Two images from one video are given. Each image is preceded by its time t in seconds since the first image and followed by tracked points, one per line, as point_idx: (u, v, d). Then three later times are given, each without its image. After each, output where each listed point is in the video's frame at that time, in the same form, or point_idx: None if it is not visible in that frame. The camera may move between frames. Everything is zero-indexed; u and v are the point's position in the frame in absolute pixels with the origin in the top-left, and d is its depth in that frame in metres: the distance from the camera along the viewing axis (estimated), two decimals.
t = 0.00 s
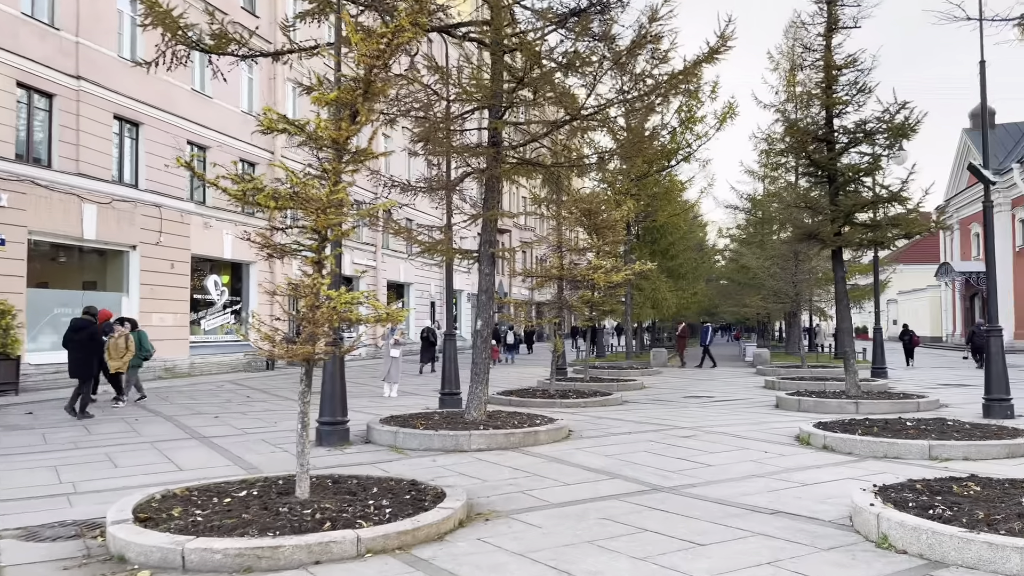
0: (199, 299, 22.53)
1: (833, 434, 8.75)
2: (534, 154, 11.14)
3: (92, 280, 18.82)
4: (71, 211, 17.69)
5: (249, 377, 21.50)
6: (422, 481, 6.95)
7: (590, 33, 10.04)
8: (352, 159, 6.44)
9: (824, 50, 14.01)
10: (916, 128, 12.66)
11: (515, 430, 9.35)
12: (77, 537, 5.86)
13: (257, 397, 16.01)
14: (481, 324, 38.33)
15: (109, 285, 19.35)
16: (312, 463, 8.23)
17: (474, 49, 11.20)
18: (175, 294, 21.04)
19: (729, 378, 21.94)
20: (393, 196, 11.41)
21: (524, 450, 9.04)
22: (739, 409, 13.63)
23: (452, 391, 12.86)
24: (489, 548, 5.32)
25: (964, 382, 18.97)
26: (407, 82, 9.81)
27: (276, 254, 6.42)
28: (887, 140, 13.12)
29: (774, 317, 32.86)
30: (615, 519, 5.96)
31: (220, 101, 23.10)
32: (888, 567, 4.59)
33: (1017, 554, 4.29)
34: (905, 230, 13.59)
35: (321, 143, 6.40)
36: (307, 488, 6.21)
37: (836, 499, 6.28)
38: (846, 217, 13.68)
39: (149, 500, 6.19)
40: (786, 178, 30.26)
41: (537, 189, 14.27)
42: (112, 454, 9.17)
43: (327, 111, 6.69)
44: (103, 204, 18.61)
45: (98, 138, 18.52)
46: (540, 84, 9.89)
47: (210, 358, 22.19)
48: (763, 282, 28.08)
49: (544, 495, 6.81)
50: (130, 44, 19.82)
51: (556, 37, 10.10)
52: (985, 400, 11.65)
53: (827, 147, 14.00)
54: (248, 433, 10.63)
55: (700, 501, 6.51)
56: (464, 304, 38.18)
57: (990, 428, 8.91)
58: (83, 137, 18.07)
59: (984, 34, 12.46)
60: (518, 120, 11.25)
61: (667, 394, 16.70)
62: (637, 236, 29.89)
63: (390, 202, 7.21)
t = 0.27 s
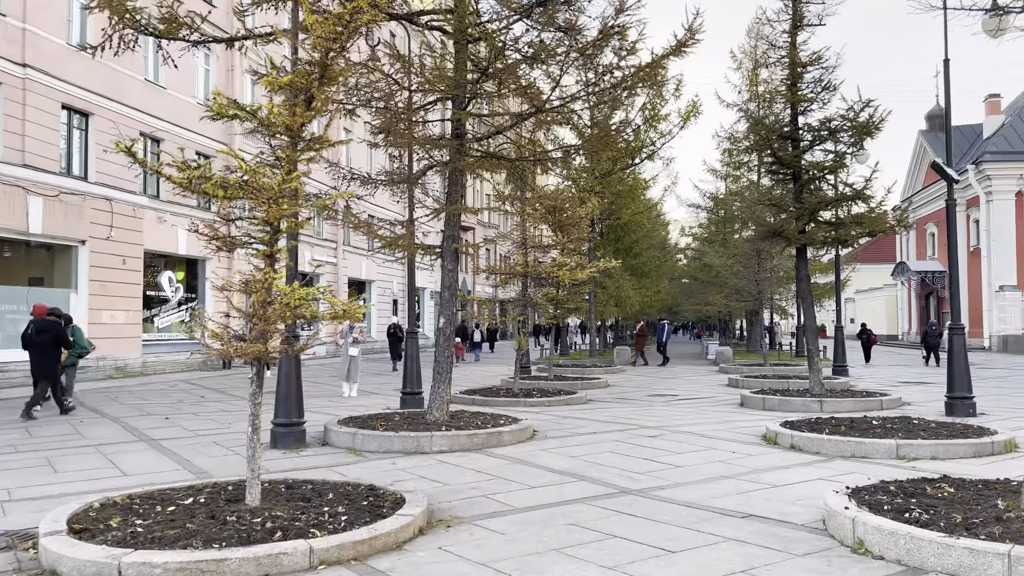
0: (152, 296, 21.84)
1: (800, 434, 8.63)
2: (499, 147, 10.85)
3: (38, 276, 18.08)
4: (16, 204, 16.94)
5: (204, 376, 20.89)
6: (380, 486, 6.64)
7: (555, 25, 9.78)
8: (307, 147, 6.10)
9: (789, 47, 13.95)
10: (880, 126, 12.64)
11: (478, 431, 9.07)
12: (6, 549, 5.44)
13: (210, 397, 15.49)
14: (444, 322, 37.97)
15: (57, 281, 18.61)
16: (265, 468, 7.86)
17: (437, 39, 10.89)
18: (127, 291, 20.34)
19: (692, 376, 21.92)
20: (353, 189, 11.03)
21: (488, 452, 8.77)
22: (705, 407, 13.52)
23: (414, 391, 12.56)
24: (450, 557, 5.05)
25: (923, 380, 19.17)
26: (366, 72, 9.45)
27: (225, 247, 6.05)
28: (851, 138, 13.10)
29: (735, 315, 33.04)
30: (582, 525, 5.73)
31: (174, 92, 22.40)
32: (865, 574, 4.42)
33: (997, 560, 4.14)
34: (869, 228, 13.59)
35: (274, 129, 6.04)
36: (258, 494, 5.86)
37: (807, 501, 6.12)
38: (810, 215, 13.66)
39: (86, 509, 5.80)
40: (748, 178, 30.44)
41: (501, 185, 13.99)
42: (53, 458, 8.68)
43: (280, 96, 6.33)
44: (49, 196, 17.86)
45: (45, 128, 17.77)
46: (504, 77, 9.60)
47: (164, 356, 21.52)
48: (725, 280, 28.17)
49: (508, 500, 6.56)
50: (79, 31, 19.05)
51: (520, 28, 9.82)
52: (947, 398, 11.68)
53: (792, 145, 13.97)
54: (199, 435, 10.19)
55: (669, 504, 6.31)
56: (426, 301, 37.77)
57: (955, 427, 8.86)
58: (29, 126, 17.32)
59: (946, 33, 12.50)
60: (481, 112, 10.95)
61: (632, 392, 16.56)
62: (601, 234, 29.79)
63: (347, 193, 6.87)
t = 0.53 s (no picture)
0: (107, 292, 21.14)
1: (773, 433, 8.48)
2: (466, 140, 10.54)
3: None
4: None
5: (161, 375, 20.26)
6: (342, 492, 6.32)
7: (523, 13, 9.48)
8: (264, 135, 5.75)
9: (759, 42, 13.86)
10: (850, 122, 12.57)
11: (445, 432, 8.77)
12: None
13: (166, 397, 14.95)
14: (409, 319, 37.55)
15: (5, 276, 17.88)
16: (221, 473, 7.49)
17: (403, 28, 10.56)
18: (80, 287, 19.63)
19: (660, 373, 21.85)
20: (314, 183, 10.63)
21: (454, 454, 8.48)
22: (674, 405, 13.38)
23: (380, 391, 12.33)
24: (415, 570, 4.76)
25: (887, 376, 19.29)
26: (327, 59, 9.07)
27: (174, 240, 5.66)
28: (820, 135, 13.02)
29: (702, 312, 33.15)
30: (554, 532, 5.47)
31: (130, 82, 21.69)
32: None
33: (988, 569, 3.97)
34: (839, 225, 13.50)
35: (229, 116, 5.68)
36: (209, 504, 5.51)
37: (784, 505, 5.94)
38: (780, 211, 13.57)
39: (23, 521, 5.39)
40: (715, 175, 30.48)
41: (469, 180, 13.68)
42: None
43: (236, 80, 5.96)
44: None
45: None
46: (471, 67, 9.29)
47: (119, 354, 20.84)
48: (692, 278, 28.18)
49: (476, 506, 6.28)
50: (28, 17, 18.26)
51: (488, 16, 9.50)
52: (915, 396, 11.66)
53: (762, 141, 13.88)
54: (152, 438, 9.74)
55: (643, 509, 6.08)
56: (391, 298, 37.30)
57: (927, 426, 8.78)
58: None
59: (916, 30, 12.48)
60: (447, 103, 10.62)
61: (600, 390, 16.38)
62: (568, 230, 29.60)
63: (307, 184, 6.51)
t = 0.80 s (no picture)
0: (66, 287, 20.45)
1: (753, 431, 8.30)
2: (438, 130, 10.21)
3: None
4: None
5: (122, 373, 19.66)
6: (308, 495, 5.99)
7: None
8: (224, 115, 5.38)
9: (736, 34, 13.70)
10: (827, 116, 12.44)
11: (416, 431, 8.45)
12: None
13: (126, 395, 14.43)
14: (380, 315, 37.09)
15: None
16: (180, 476, 7.10)
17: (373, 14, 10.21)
18: (37, 281, 18.95)
19: (634, 370, 21.70)
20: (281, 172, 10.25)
21: (427, 453, 8.18)
22: (648, 402, 13.19)
23: (348, 388, 11.96)
24: None
25: (859, 372, 19.32)
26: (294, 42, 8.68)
27: (127, 227, 5.28)
28: (797, 128, 12.88)
29: (674, 309, 33.18)
30: (532, 537, 5.20)
31: (89, 70, 20.98)
32: None
33: None
34: (815, 220, 13.36)
35: (187, 94, 5.30)
36: (163, 510, 5.15)
37: (771, 505, 5.72)
38: (757, 206, 13.43)
39: None
40: (687, 171, 30.43)
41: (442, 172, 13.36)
42: None
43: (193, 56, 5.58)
44: None
45: None
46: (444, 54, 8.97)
47: (78, 351, 20.19)
48: (665, 274, 28.09)
49: (450, 508, 5.98)
50: None
51: None
52: (891, 392, 11.58)
53: (738, 135, 13.72)
54: (109, 438, 9.30)
55: (624, 511, 5.84)
56: (361, 294, 36.82)
57: (907, 422, 8.65)
58: None
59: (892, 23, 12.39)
60: (419, 92, 10.27)
61: (574, 387, 16.18)
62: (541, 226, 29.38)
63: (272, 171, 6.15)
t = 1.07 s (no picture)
0: (31, 284, 19.86)
1: (740, 436, 8.08)
2: (416, 124, 9.88)
3: None
4: None
5: (89, 373, 19.12)
6: (278, 507, 5.66)
7: None
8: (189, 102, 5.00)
9: (719, 30, 13.51)
10: (812, 114, 12.28)
11: (393, 436, 8.14)
12: None
13: (92, 396, 13.96)
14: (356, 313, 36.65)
15: None
16: (142, 485, 6.73)
17: (349, 3, 9.87)
18: None
19: (613, 370, 21.51)
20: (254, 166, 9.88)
21: (403, 460, 7.87)
22: (630, 404, 12.97)
23: (322, 389, 11.62)
24: None
25: (839, 373, 19.26)
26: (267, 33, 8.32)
27: (83, 222, 4.89)
28: (781, 127, 12.72)
29: (652, 308, 33.07)
30: (516, 552, 4.92)
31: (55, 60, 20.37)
32: None
33: None
34: (799, 220, 13.19)
35: (148, 80, 4.93)
36: (121, 525, 4.80)
37: (763, 517, 5.49)
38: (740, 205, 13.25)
39: None
40: (667, 170, 30.31)
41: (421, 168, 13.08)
42: None
43: (156, 39, 5.20)
44: None
45: None
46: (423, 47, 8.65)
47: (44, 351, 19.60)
48: (644, 273, 27.94)
49: (429, 521, 5.68)
50: None
51: None
52: (875, 394, 11.44)
53: (722, 133, 13.55)
54: (70, 443, 8.89)
55: (612, 523, 5.57)
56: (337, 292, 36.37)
57: (895, 426, 8.48)
58: None
59: (877, 21, 12.26)
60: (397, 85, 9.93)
61: (553, 388, 15.94)
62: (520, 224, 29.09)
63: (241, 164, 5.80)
